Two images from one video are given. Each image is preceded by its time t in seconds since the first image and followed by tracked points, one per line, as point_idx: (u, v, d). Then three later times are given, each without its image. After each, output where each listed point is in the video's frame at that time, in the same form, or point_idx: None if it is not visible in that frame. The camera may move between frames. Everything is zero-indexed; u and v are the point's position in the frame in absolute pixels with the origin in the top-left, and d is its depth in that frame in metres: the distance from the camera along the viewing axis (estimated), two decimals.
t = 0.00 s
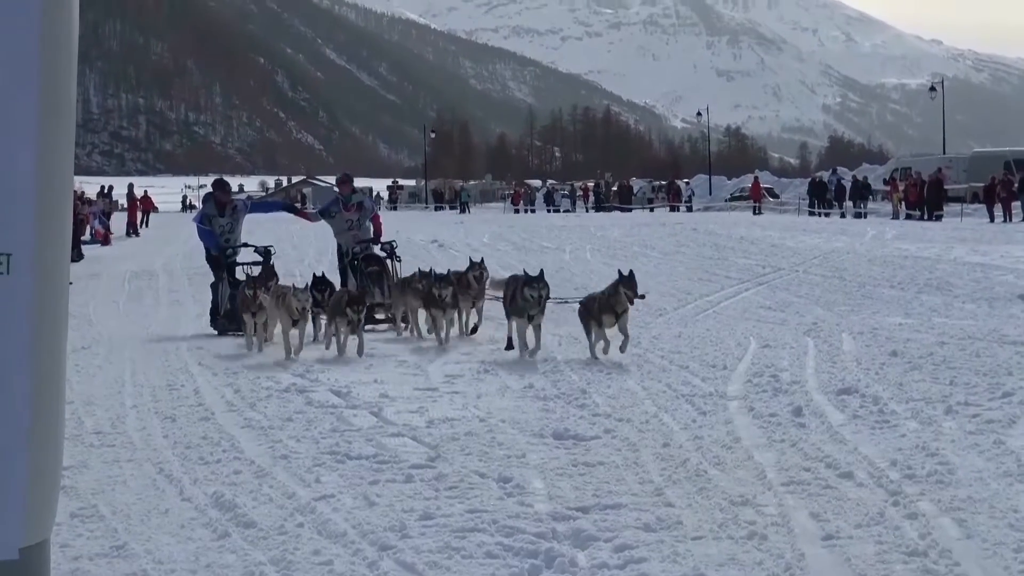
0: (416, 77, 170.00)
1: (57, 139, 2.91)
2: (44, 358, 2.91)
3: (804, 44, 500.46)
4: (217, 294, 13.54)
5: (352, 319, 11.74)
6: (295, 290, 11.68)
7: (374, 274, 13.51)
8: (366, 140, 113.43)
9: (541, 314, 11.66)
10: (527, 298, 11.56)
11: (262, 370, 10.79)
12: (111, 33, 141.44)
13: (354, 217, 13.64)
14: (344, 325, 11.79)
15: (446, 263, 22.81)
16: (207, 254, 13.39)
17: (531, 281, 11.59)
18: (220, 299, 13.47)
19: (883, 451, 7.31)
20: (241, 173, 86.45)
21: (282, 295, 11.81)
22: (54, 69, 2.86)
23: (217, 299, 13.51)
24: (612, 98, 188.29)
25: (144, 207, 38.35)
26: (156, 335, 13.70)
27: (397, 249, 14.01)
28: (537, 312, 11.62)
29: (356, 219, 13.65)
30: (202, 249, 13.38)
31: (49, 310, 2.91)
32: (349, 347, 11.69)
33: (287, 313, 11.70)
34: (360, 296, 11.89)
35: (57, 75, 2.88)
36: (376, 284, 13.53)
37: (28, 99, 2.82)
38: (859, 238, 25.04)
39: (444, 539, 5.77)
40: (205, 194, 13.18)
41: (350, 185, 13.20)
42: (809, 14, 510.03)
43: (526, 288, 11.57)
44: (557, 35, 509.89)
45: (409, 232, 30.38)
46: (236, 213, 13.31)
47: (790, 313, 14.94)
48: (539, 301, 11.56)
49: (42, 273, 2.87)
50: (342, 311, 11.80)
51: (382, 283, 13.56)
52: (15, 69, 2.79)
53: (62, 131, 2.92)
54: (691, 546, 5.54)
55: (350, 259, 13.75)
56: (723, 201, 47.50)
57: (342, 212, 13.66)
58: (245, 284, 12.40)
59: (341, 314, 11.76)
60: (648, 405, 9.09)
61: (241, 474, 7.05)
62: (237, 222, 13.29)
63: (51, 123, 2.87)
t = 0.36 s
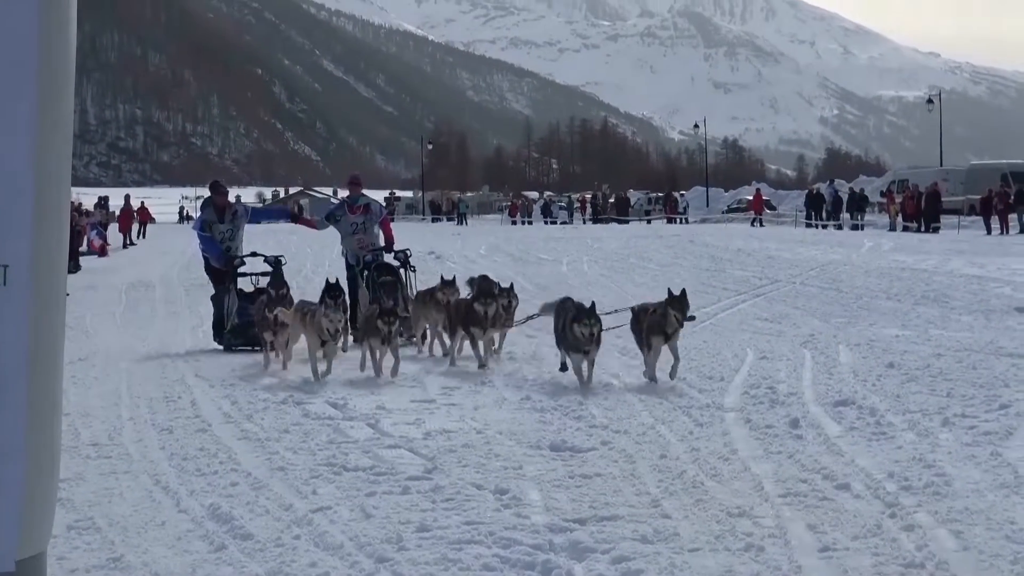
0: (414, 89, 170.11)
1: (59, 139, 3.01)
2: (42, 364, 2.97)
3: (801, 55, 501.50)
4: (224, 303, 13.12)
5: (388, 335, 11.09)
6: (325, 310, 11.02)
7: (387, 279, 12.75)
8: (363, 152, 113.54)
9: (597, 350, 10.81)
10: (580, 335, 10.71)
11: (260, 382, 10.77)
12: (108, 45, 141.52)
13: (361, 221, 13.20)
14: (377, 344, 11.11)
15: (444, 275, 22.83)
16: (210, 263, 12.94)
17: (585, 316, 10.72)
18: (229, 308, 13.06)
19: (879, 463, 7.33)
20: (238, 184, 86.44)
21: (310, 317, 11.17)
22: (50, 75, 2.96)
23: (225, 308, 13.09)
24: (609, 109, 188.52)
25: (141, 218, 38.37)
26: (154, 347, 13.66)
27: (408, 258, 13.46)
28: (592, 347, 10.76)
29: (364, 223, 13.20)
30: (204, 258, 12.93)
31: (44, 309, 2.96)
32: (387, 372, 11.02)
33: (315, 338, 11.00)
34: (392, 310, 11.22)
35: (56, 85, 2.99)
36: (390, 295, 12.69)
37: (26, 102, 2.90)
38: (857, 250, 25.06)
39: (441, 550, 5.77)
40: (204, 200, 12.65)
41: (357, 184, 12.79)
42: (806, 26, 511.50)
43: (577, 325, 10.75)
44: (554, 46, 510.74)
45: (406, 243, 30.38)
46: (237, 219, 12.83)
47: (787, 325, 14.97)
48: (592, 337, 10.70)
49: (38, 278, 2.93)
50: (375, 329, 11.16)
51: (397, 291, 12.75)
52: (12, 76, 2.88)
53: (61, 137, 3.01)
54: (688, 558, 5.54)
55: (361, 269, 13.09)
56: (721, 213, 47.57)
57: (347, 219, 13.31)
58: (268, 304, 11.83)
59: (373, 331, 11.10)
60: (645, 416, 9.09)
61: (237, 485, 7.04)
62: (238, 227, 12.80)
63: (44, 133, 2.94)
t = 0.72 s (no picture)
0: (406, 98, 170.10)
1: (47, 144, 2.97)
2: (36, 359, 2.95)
3: (793, 63, 503.26)
4: (223, 313, 12.70)
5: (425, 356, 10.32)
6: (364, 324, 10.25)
7: (402, 286, 12.37)
8: (356, 161, 113.46)
9: (638, 366, 9.99)
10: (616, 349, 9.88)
11: (254, 391, 10.75)
12: (101, 53, 141.25)
13: (374, 221, 12.65)
14: (414, 365, 10.36)
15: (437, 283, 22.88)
16: (208, 269, 12.64)
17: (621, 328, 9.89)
18: (231, 319, 12.60)
19: (871, 469, 7.37)
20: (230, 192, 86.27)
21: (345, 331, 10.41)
22: (45, 84, 2.96)
23: (225, 317, 12.64)
24: (603, 118, 188.58)
25: (134, 227, 38.32)
26: (148, 355, 13.69)
27: (423, 264, 12.96)
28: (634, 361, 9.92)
29: (377, 224, 12.66)
30: (200, 264, 12.67)
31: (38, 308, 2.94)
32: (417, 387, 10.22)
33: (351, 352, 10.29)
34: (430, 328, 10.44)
35: (49, 91, 2.99)
36: (405, 304, 12.29)
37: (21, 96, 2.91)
38: (850, 257, 25.13)
39: (434, 558, 5.78)
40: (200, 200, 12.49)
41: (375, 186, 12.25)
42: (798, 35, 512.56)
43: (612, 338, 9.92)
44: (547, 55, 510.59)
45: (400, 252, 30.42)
46: (234, 221, 12.67)
47: (781, 332, 15.01)
48: (628, 353, 9.85)
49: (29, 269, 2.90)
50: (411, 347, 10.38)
51: (413, 300, 12.32)
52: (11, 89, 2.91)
53: (57, 146, 3.02)
54: (680, 565, 5.56)
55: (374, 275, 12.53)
56: (714, 220, 47.60)
57: (358, 218, 12.74)
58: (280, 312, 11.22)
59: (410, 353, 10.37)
60: (639, 424, 9.12)
61: (230, 494, 7.04)
62: (235, 230, 12.66)
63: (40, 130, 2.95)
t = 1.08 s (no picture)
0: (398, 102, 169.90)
1: (39, 163, 2.71)
2: (26, 374, 2.72)
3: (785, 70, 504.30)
4: (226, 317, 12.26)
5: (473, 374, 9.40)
6: (404, 341, 9.35)
7: (428, 292, 12.22)
8: (347, 165, 113.29)
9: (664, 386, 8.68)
10: (636, 365, 8.64)
11: (244, 394, 10.71)
12: (92, 55, 140.74)
13: (389, 220, 11.89)
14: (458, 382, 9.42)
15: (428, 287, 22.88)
16: (209, 271, 12.17)
17: (645, 339, 8.72)
18: (234, 324, 12.14)
19: (861, 477, 7.40)
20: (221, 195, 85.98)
21: (384, 346, 9.52)
22: (38, 88, 2.69)
23: (229, 321, 12.20)
24: (595, 124, 188.58)
25: (125, 229, 38.20)
26: (138, 357, 13.66)
27: (449, 267, 12.49)
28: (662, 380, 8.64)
29: (393, 223, 11.90)
30: (202, 265, 12.23)
31: (30, 336, 2.70)
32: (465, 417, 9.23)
33: (390, 371, 9.41)
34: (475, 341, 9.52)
35: (42, 97, 2.72)
36: (433, 311, 12.15)
37: (10, 103, 2.64)
38: (840, 265, 25.19)
39: (423, 563, 5.78)
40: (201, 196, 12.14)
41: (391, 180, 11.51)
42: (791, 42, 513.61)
43: (634, 351, 8.70)
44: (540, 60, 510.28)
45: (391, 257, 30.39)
46: (237, 221, 12.25)
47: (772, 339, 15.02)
48: (651, 369, 8.60)
49: (24, 288, 2.67)
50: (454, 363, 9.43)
51: (442, 306, 12.21)
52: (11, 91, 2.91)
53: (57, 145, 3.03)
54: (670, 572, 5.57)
55: (398, 279, 12.05)
56: (706, 226, 47.64)
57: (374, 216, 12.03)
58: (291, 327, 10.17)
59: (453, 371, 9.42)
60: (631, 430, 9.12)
61: (220, 498, 7.02)
62: (238, 231, 12.23)
63: (36, 140, 2.69)
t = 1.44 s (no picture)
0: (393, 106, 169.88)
1: (35, 179, 2.73)
2: (25, 377, 2.74)
3: (779, 75, 505.56)
4: (230, 323, 11.75)
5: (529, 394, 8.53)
6: (447, 356, 8.68)
7: (467, 299, 11.43)
8: (341, 168, 113.15)
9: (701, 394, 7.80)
10: (670, 372, 7.72)
11: (237, 399, 10.71)
12: (86, 57, 140.34)
13: (420, 221, 11.26)
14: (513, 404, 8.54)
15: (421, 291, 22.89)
16: (217, 273, 11.59)
17: (677, 346, 7.88)
18: (239, 329, 11.67)
19: (852, 482, 7.42)
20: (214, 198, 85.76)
21: (429, 361, 8.88)
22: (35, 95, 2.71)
23: (234, 326, 11.70)
24: (588, 129, 188.66)
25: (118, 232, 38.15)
26: (131, 360, 13.69)
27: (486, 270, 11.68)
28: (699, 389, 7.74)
29: (424, 223, 11.25)
30: (208, 266, 11.65)
31: (22, 336, 2.70)
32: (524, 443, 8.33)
33: (436, 391, 8.78)
34: (539, 356, 8.62)
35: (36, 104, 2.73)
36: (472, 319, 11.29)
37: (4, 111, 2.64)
38: (833, 270, 25.26)
39: (415, 568, 5.77)
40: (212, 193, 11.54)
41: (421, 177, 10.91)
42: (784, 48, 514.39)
43: (667, 360, 7.82)
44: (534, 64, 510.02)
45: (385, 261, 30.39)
46: (248, 221, 11.65)
47: (765, 344, 15.05)
48: (688, 379, 7.63)
49: (19, 295, 2.68)
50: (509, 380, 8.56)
51: (481, 313, 11.37)
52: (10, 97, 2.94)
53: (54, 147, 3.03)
54: None
55: (432, 283, 11.40)
56: (698, 232, 47.76)
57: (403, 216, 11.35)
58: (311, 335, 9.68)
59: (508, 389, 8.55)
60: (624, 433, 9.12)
61: (213, 501, 7.01)
62: (249, 231, 11.65)
63: (28, 146, 2.69)
